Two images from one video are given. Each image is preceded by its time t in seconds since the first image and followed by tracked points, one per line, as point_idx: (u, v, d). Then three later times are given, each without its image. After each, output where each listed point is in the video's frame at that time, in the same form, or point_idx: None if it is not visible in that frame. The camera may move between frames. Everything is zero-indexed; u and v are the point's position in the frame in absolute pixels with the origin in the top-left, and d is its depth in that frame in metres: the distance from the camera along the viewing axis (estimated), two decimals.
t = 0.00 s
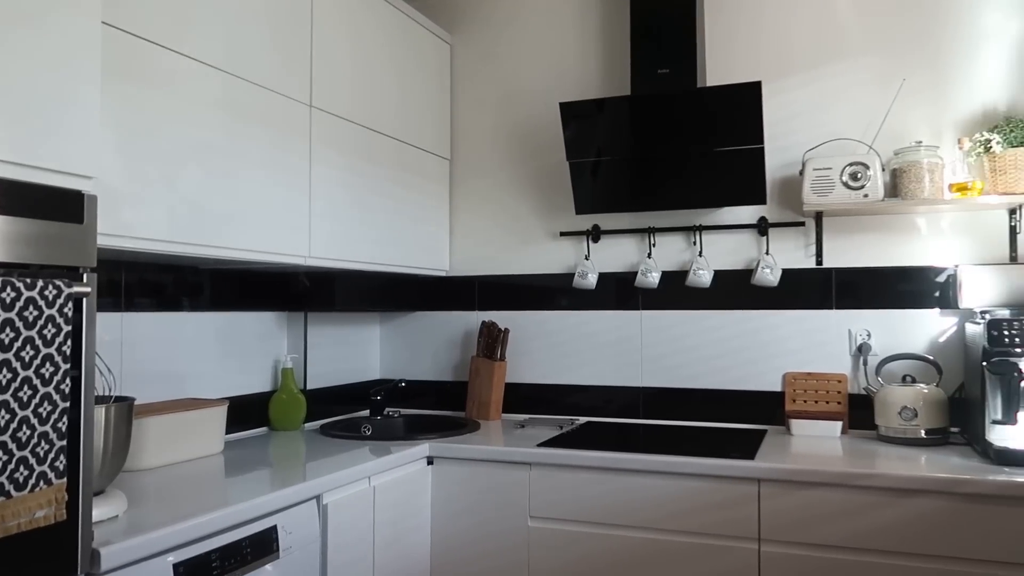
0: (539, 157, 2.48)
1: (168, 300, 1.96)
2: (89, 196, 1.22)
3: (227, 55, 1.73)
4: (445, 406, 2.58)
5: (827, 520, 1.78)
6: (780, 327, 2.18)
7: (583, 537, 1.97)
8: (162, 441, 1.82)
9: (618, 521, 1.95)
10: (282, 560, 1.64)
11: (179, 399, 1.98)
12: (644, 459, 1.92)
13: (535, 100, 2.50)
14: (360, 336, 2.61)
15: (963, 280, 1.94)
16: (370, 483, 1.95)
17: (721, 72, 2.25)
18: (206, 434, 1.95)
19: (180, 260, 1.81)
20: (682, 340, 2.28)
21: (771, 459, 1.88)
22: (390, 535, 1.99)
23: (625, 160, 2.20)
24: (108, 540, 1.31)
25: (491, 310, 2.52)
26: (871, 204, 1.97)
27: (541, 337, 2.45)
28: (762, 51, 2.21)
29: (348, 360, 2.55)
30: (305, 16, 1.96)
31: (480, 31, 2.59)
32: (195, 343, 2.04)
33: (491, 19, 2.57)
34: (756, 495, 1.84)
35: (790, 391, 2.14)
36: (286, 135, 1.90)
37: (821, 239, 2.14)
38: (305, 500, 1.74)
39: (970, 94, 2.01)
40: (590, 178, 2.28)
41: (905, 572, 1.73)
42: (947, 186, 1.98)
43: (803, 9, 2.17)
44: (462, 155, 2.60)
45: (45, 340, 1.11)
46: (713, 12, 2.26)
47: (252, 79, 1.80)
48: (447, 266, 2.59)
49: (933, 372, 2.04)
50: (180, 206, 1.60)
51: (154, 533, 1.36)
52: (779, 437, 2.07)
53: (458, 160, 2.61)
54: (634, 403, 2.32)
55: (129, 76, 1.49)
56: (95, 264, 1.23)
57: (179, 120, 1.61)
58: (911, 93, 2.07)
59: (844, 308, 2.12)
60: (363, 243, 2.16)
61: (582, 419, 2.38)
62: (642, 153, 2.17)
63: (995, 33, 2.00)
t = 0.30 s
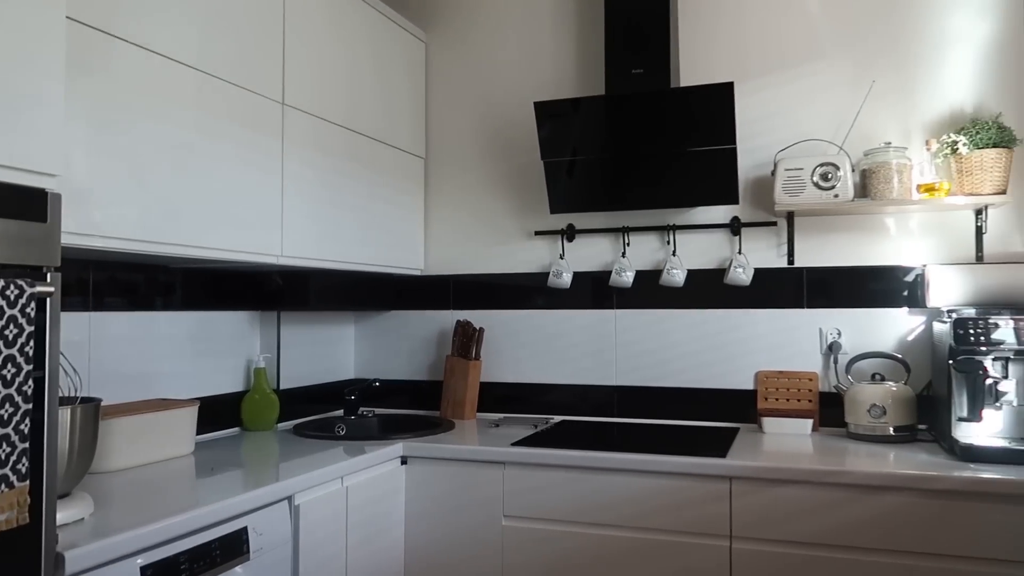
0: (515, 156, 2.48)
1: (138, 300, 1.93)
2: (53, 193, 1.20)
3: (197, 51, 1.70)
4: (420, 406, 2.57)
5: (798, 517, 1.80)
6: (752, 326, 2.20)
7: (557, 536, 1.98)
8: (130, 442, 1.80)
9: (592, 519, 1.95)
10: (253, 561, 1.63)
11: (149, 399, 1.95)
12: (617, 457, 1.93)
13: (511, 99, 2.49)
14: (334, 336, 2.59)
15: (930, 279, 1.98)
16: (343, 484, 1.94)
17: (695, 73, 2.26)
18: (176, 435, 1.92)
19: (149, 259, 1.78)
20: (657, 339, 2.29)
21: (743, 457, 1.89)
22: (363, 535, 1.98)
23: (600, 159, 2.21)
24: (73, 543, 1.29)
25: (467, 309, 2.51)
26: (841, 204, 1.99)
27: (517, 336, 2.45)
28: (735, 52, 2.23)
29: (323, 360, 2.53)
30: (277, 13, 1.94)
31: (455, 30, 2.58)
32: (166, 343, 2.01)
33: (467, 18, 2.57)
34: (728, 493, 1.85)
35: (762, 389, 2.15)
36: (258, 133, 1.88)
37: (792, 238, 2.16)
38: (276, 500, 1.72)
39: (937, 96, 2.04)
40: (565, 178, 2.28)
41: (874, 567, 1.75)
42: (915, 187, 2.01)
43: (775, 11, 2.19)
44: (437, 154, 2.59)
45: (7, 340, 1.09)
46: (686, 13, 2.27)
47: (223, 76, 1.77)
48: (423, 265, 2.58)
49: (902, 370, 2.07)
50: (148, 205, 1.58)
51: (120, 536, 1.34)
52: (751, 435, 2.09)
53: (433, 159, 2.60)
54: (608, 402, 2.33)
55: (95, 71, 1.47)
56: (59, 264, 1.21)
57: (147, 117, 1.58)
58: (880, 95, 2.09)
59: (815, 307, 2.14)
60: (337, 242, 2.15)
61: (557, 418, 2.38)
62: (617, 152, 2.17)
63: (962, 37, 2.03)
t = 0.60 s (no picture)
0: (491, 156, 2.48)
1: (107, 298, 1.90)
2: (17, 191, 1.18)
3: (168, 47, 1.68)
4: (395, 405, 2.56)
5: (770, 515, 1.81)
6: (726, 325, 2.21)
7: (531, 535, 1.98)
8: (99, 443, 1.77)
9: (566, 518, 1.96)
10: (223, 563, 1.61)
11: (119, 399, 1.92)
12: (592, 456, 1.93)
13: (487, 98, 2.49)
14: (309, 335, 2.57)
15: (899, 280, 2.00)
16: (316, 484, 1.92)
17: (670, 74, 2.27)
18: (147, 435, 1.90)
19: (119, 257, 1.75)
20: (631, 339, 2.30)
21: (716, 455, 1.91)
22: (336, 536, 1.96)
23: (576, 159, 2.21)
24: (37, 547, 1.26)
25: (442, 308, 2.51)
26: (813, 205, 2.01)
27: (492, 335, 2.44)
28: (709, 53, 2.24)
29: (297, 360, 2.51)
30: (249, 9, 1.92)
31: (431, 28, 2.57)
32: (137, 342, 1.99)
33: (443, 16, 2.56)
34: (701, 491, 1.86)
35: (735, 388, 2.17)
36: (231, 130, 1.86)
37: (765, 238, 2.18)
38: (247, 501, 1.70)
39: (907, 99, 2.07)
40: (542, 177, 2.28)
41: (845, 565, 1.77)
42: (885, 188, 2.04)
43: (749, 13, 2.21)
44: (413, 153, 2.58)
45: None
46: (662, 14, 2.28)
47: (194, 72, 1.75)
48: (398, 264, 2.57)
49: (872, 369, 2.09)
50: (117, 203, 1.56)
51: (86, 539, 1.32)
52: (724, 434, 2.10)
53: (409, 157, 2.58)
54: (584, 400, 2.34)
55: (62, 66, 1.44)
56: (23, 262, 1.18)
57: (115, 113, 1.55)
58: (851, 97, 2.12)
59: (788, 306, 2.16)
60: (311, 240, 2.13)
61: (533, 417, 2.39)
62: (593, 152, 2.17)
63: (931, 40, 2.06)
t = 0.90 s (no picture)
0: (466, 157, 2.48)
1: (74, 300, 1.87)
2: None
3: (137, 46, 1.65)
4: (368, 407, 2.55)
5: (740, 515, 1.83)
6: (698, 326, 2.23)
7: (504, 536, 1.98)
8: (64, 447, 1.74)
9: (539, 520, 1.96)
10: (191, 568, 1.59)
11: (86, 402, 1.89)
12: (564, 458, 1.93)
13: (462, 100, 2.49)
14: (281, 337, 2.55)
15: (868, 281, 2.02)
16: (287, 488, 1.91)
17: (643, 76, 2.28)
18: (114, 439, 1.87)
19: (85, 258, 1.72)
20: (605, 340, 2.31)
21: (687, 456, 1.92)
22: (307, 539, 1.95)
23: (551, 161, 2.21)
24: None
25: (416, 310, 2.50)
26: (783, 208, 2.03)
27: (467, 337, 2.44)
28: (682, 57, 2.26)
29: (269, 361, 2.49)
30: (220, 8, 1.89)
31: (406, 29, 2.56)
32: (105, 345, 1.95)
33: (417, 17, 2.55)
34: (672, 492, 1.87)
35: (707, 389, 2.18)
36: (201, 130, 1.84)
37: (736, 240, 2.20)
38: (216, 506, 1.68)
39: (874, 103, 2.10)
40: (516, 179, 2.29)
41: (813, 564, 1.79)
42: (854, 192, 2.06)
43: (721, 18, 2.23)
44: (387, 154, 2.57)
45: None
46: (635, 17, 2.29)
47: (164, 71, 1.73)
48: (372, 265, 2.56)
49: (840, 370, 2.12)
50: (84, 203, 1.53)
51: (49, 546, 1.29)
52: (696, 435, 2.12)
53: (383, 158, 2.57)
54: (557, 402, 2.34)
55: (25, 64, 1.41)
56: None
57: (82, 112, 1.53)
58: (821, 101, 2.14)
59: (759, 308, 2.19)
60: (282, 241, 2.11)
61: (507, 418, 2.38)
62: (568, 154, 2.18)
63: (898, 46, 2.09)
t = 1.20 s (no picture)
0: (441, 159, 2.47)
1: (40, 301, 1.84)
2: None
3: (106, 45, 1.63)
4: (341, 409, 2.53)
5: (711, 515, 1.84)
6: (671, 329, 2.25)
7: (477, 538, 1.98)
8: (29, 452, 1.70)
9: (512, 522, 1.96)
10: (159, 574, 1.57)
11: (52, 406, 1.85)
12: (537, 460, 1.94)
13: (436, 102, 2.48)
14: (252, 339, 2.52)
15: (836, 284, 2.05)
16: (257, 491, 1.89)
17: (616, 80, 2.29)
18: (81, 443, 1.84)
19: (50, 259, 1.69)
20: (578, 341, 2.31)
21: (659, 457, 1.93)
22: (278, 543, 1.93)
23: (526, 163, 2.22)
24: None
25: (390, 311, 2.49)
26: (754, 211, 2.06)
27: (441, 338, 2.43)
28: (655, 61, 2.27)
29: (241, 364, 2.47)
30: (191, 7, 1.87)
31: (380, 29, 2.55)
32: (72, 347, 1.92)
33: (391, 17, 2.54)
34: (644, 493, 1.88)
35: (679, 391, 2.20)
36: (171, 130, 1.82)
37: (708, 243, 2.22)
38: (185, 510, 1.66)
39: (843, 108, 2.13)
40: (491, 181, 2.29)
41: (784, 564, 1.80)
42: (823, 196, 2.09)
43: (693, 22, 2.25)
44: (361, 155, 2.56)
45: None
46: (608, 21, 2.30)
47: (133, 70, 1.70)
48: (345, 266, 2.54)
49: (810, 371, 2.15)
50: (50, 203, 1.50)
51: (12, 553, 1.27)
52: (668, 436, 2.13)
53: (357, 159, 2.56)
54: (531, 403, 2.35)
55: None
56: None
57: (48, 111, 1.50)
58: (791, 106, 2.17)
59: (730, 310, 2.21)
60: (254, 242, 2.09)
61: (480, 420, 2.38)
62: (542, 156, 2.18)
63: (866, 53, 2.12)
